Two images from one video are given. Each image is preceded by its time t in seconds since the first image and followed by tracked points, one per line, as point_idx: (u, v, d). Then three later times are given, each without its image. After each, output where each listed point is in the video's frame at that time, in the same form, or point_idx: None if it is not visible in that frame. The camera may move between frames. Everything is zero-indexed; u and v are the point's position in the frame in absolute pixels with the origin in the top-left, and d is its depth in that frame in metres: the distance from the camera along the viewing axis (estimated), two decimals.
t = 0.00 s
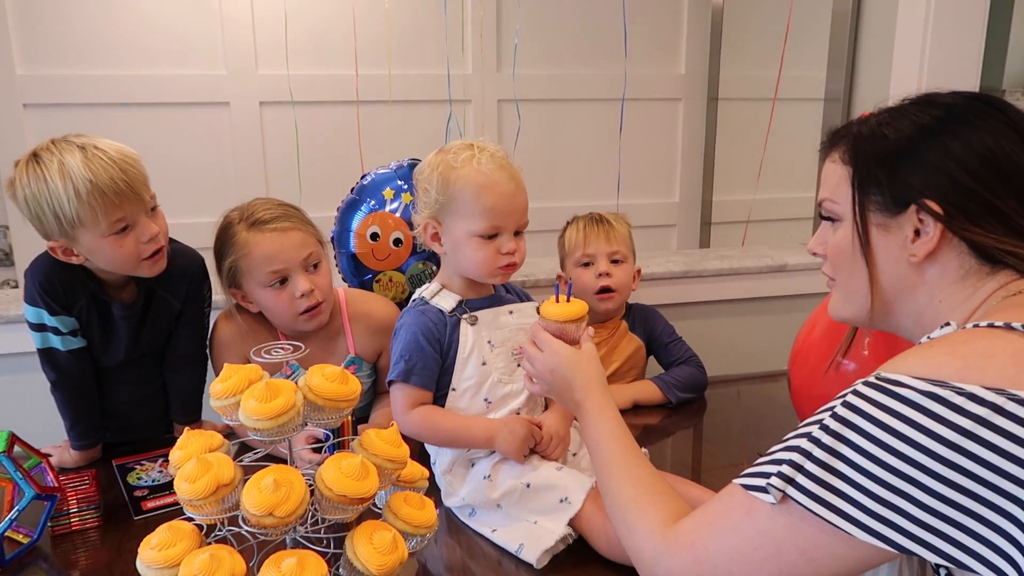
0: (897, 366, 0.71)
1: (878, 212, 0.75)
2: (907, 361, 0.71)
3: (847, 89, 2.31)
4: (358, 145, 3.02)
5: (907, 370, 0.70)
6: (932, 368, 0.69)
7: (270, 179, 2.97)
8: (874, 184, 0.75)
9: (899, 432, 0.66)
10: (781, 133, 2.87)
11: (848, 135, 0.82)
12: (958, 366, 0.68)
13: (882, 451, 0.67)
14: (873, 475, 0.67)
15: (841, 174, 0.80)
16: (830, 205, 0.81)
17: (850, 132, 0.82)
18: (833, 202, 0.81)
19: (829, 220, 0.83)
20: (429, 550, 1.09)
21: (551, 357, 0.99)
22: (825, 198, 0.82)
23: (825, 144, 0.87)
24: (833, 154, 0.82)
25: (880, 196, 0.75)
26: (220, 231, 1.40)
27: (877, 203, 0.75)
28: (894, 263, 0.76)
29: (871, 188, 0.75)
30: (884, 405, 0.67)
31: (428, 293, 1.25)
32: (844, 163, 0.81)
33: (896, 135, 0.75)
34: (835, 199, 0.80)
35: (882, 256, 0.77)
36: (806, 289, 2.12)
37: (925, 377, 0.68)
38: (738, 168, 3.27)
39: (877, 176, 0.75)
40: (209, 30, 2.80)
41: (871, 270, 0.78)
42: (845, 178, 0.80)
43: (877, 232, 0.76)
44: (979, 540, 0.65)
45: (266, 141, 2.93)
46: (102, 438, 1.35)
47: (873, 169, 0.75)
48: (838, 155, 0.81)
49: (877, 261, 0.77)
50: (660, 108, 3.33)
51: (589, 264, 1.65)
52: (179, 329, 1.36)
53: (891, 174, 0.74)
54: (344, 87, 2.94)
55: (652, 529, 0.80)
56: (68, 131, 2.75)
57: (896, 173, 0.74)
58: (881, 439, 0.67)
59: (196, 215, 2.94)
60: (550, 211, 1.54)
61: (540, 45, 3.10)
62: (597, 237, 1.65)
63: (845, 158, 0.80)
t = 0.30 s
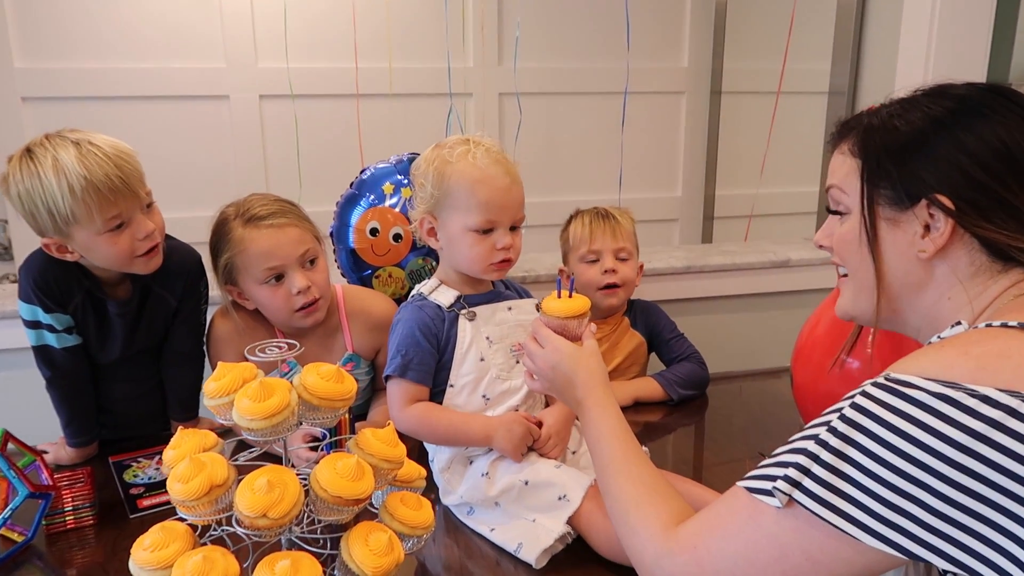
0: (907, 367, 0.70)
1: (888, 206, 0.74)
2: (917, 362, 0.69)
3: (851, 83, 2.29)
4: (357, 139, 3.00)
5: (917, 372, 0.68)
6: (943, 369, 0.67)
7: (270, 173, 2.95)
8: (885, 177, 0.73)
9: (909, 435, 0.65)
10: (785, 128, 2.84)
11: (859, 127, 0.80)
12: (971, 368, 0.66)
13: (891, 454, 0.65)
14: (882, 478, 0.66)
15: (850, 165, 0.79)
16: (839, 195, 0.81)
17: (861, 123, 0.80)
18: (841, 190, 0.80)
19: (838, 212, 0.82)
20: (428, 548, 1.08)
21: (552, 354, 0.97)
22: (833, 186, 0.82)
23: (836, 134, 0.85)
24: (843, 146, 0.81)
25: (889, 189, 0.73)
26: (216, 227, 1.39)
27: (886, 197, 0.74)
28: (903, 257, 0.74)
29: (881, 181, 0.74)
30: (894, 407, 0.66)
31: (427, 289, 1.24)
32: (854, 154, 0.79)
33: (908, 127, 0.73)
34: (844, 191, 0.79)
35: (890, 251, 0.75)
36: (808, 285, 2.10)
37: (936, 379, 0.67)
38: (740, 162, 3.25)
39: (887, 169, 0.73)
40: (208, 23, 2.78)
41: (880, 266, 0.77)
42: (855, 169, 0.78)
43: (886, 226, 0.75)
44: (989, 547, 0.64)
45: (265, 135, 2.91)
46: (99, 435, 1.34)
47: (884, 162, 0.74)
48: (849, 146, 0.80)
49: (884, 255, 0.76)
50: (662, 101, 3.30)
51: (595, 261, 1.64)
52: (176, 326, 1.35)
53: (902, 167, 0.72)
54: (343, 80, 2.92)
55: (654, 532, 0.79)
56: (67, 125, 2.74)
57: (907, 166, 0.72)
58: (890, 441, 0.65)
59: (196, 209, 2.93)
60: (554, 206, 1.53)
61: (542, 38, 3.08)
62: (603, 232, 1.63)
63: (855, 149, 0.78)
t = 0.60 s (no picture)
0: (926, 383, 0.67)
1: (903, 212, 0.71)
2: (938, 378, 0.66)
3: (860, 85, 2.25)
4: (361, 142, 2.98)
5: (937, 388, 0.65)
6: (965, 386, 0.64)
7: (274, 177, 2.94)
8: (901, 182, 0.70)
9: (929, 455, 0.62)
10: (793, 131, 2.80)
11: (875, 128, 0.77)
12: (993, 385, 0.63)
13: (909, 474, 0.62)
14: (900, 500, 0.63)
15: (866, 168, 0.76)
16: (854, 196, 0.78)
17: (878, 124, 0.77)
18: (858, 194, 0.77)
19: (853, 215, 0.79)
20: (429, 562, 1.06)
21: (558, 363, 0.93)
22: (850, 188, 0.78)
23: (852, 136, 0.82)
24: (860, 148, 0.78)
25: (906, 194, 0.70)
26: (214, 230, 1.38)
27: (902, 203, 0.71)
28: (918, 266, 0.72)
29: (897, 186, 0.71)
30: (912, 424, 0.63)
31: (429, 296, 1.21)
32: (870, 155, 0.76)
33: (925, 130, 0.69)
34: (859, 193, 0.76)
35: (905, 259, 0.72)
36: (818, 290, 2.06)
37: (957, 396, 0.63)
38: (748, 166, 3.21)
39: (904, 173, 0.70)
40: (212, 26, 2.77)
41: (893, 276, 0.74)
42: (871, 172, 0.75)
43: (901, 233, 0.72)
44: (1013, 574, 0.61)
45: (269, 138, 2.90)
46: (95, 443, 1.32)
47: (900, 166, 0.70)
48: (865, 148, 0.77)
49: (899, 262, 0.73)
50: (669, 104, 3.27)
51: (603, 266, 1.61)
52: (172, 332, 1.33)
53: (919, 172, 0.69)
54: (348, 83, 2.90)
55: (660, 552, 0.76)
56: (71, 128, 2.73)
57: (925, 170, 0.68)
58: (908, 460, 0.62)
59: (199, 213, 2.92)
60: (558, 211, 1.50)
61: (547, 41, 3.06)
62: (611, 238, 1.61)
63: (871, 151, 0.75)
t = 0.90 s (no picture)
0: (953, 397, 0.61)
1: (927, 209, 0.66)
2: (966, 392, 0.61)
3: (864, 83, 2.21)
4: (354, 139, 2.93)
5: (966, 404, 0.60)
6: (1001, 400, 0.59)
7: (265, 174, 2.89)
8: (926, 178, 0.65)
9: (960, 474, 0.57)
10: (794, 130, 2.75)
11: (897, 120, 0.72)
12: None
13: (939, 495, 0.58)
14: (929, 522, 0.58)
15: (888, 161, 0.71)
16: (873, 191, 0.72)
17: (901, 116, 0.72)
18: (878, 188, 0.72)
19: (871, 212, 0.74)
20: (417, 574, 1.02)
21: (556, 366, 0.87)
22: (869, 183, 0.73)
23: (874, 127, 0.77)
24: (881, 140, 0.73)
25: (931, 191, 0.65)
26: (201, 209, 1.36)
27: (927, 200, 0.66)
28: (942, 267, 0.67)
29: (920, 182, 0.66)
30: (943, 440, 0.58)
31: (418, 299, 1.16)
32: (892, 149, 0.71)
33: (952, 122, 0.64)
34: (879, 188, 0.71)
35: (927, 260, 0.67)
36: (822, 292, 2.01)
37: (990, 410, 0.59)
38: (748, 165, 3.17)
39: (929, 168, 0.65)
40: (203, 20, 2.72)
41: (913, 277, 0.69)
42: (893, 167, 0.70)
43: (924, 231, 0.67)
44: None
45: (261, 135, 2.84)
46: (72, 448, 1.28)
47: (925, 160, 0.66)
48: (886, 141, 0.72)
49: (921, 263, 0.68)
50: (668, 102, 3.22)
51: (601, 269, 1.56)
52: (149, 333, 1.28)
53: (945, 167, 0.64)
54: (341, 79, 2.85)
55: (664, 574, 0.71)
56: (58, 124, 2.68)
57: (952, 164, 0.64)
58: (937, 479, 0.58)
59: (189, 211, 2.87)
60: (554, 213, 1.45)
61: (544, 37, 3.01)
62: (609, 239, 1.55)
63: (893, 144, 0.70)
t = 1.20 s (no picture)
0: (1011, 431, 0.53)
1: (984, 209, 0.57)
2: None
3: (867, 75, 2.13)
4: (336, 131, 2.82)
5: None
6: None
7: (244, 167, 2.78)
8: (984, 173, 0.57)
9: None
10: (794, 124, 2.67)
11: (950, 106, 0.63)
12: None
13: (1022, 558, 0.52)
14: None
15: (938, 154, 0.62)
16: (917, 186, 0.63)
17: (952, 101, 0.63)
18: (924, 184, 0.63)
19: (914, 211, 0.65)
20: None
21: (564, 382, 0.79)
22: (913, 177, 0.64)
23: (918, 114, 0.68)
24: (928, 129, 0.64)
25: (989, 188, 0.57)
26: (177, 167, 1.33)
27: (984, 197, 0.57)
28: (1000, 276, 0.58)
29: (977, 178, 0.57)
30: None
31: (400, 301, 1.06)
32: (943, 138, 0.62)
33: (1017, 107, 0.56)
34: (924, 183, 0.63)
35: (982, 267, 0.59)
36: (824, 293, 1.93)
37: None
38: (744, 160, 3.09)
39: (988, 162, 0.57)
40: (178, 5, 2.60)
41: (965, 285, 0.61)
42: (943, 160, 0.61)
43: (980, 234, 0.58)
44: None
45: (239, 126, 2.73)
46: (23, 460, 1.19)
47: (984, 152, 0.57)
48: (934, 129, 0.63)
49: (975, 270, 0.60)
50: (662, 94, 3.13)
51: (605, 274, 1.48)
52: (101, 335, 1.19)
53: (1009, 161, 0.56)
54: (323, 69, 2.74)
55: None
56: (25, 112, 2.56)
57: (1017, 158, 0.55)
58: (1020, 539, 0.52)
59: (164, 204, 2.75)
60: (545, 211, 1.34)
61: (535, 26, 2.91)
62: (615, 242, 1.46)
63: (944, 133, 0.61)
